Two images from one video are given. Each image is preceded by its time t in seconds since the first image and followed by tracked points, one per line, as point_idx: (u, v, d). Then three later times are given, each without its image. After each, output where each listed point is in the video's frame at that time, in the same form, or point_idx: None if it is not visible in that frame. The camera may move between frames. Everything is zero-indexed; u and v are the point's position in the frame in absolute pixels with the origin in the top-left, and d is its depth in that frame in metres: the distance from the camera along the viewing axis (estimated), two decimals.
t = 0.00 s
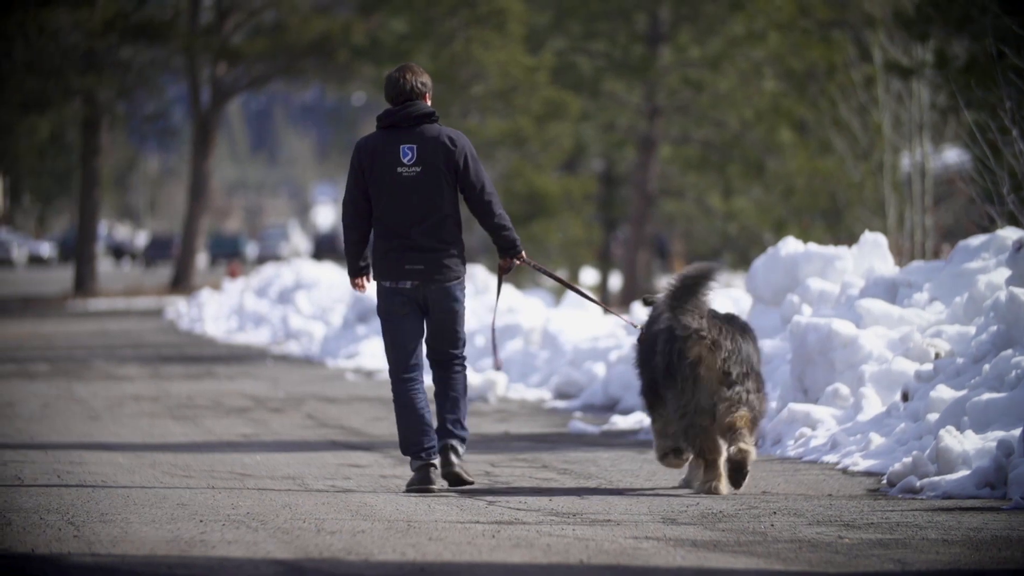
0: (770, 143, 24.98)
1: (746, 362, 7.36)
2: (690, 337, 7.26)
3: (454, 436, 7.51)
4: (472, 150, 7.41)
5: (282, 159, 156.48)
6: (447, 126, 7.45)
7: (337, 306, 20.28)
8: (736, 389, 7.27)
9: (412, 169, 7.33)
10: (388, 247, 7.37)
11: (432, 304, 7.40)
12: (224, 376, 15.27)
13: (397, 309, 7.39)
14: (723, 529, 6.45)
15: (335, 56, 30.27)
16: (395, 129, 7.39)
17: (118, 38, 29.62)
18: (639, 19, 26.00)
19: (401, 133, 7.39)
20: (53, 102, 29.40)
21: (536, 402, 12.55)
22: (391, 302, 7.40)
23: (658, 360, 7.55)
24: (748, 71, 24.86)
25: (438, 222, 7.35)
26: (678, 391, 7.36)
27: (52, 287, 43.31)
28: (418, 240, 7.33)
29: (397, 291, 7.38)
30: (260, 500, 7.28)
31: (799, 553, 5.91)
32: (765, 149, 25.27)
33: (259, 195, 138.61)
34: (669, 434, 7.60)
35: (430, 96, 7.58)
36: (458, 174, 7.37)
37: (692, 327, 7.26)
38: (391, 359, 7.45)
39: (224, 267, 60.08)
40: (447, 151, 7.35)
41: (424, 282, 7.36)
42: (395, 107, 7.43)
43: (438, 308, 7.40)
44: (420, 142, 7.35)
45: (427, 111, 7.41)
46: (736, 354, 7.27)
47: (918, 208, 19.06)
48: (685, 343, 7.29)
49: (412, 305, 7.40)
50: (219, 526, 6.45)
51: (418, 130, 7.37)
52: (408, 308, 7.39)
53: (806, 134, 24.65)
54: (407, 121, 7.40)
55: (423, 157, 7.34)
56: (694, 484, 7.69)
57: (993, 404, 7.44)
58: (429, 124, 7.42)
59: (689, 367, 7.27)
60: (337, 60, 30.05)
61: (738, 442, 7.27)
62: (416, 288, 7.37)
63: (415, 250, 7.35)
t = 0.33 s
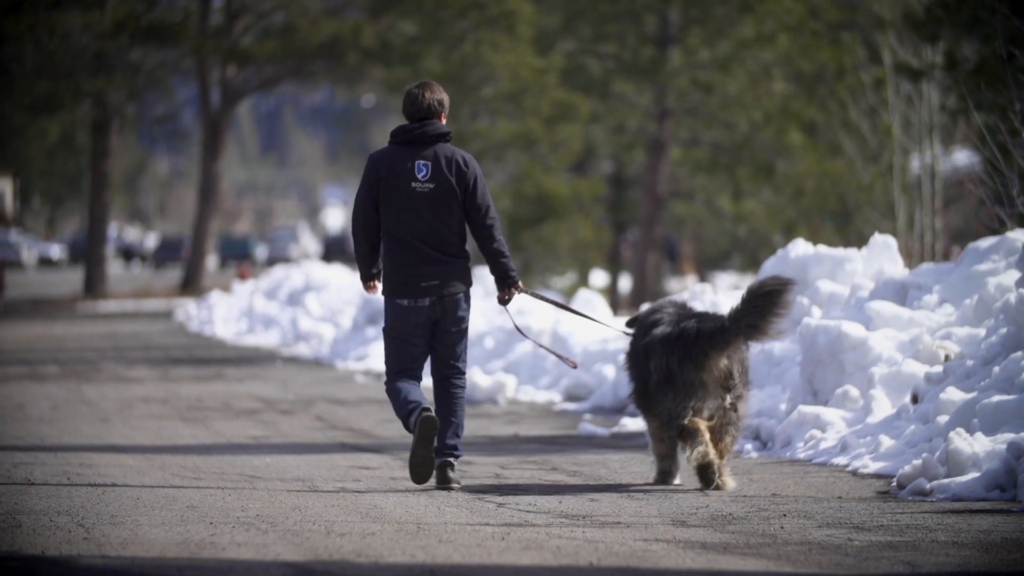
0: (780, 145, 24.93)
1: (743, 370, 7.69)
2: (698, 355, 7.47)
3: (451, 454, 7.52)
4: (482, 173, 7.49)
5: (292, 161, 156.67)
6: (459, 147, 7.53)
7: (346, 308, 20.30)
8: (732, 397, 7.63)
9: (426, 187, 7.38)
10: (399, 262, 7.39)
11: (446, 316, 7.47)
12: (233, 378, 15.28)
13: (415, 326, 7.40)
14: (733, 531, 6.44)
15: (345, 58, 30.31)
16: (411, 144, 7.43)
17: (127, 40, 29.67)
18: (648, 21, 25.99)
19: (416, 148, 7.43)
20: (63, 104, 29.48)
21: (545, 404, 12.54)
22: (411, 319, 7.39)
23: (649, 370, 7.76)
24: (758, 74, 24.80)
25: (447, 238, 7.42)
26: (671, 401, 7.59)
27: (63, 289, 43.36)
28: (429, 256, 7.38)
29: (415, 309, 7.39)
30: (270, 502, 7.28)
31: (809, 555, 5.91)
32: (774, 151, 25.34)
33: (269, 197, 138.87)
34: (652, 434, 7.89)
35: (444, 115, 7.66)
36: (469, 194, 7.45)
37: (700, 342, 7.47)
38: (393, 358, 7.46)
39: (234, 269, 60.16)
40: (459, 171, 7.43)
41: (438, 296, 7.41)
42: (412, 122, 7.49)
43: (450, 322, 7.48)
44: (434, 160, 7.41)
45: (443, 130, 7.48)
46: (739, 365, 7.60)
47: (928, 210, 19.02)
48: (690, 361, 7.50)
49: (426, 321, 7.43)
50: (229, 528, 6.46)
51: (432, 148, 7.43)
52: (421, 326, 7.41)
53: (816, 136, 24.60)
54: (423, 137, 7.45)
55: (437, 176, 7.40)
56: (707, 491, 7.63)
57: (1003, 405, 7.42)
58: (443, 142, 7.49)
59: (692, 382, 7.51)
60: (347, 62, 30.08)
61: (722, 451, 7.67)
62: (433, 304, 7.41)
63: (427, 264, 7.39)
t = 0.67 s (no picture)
0: (789, 146, 24.92)
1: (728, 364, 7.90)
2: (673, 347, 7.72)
3: (459, 438, 7.63)
4: (476, 176, 7.76)
5: (302, 163, 156.80)
6: (451, 154, 7.81)
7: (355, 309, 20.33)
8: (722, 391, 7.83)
9: (421, 195, 7.66)
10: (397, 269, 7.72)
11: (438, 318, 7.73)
12: (243, 379, 15.33)
13: (403, 330, 7.76)
14: (742, 533, 6.44)
15: (355, 59, 30.38)
16: (403, 155, 7.72)
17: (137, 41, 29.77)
18: (658, 23, 26.03)
19: (409, 158, 7.71)
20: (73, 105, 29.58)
21: (555, 405, 12.56)
22: (400, 324, 7.76)
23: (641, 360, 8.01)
24: (768, 76, 24.77)
25: (444, 244, 7.69)
26: (659, 390, 7.83)
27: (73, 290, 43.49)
28: (425, 261, 7.67)
29: (405, 314, 7.75)
30: (279, 504, 7.30)
31: (818, 556, 5.92)
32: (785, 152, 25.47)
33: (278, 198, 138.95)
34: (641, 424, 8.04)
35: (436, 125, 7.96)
36: (464, 198, 7.72)
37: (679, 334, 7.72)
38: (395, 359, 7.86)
39: (244, 270, 60.40)
40: (453, 175, 7.70)
41: (427, 301, 7.70)
42: (404, 133, 7.78)
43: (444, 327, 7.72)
44: (427, 168, 7.69)
45: (434, 139, 7.77)
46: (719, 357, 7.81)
47: (937, 211, 18.99)
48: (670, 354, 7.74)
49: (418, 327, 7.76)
50: (238, 529, 6.47)
51: (424, 156, 7.71)
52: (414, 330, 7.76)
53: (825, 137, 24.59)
54: (416, 147, 7.74)
55: (431, 183, 7.68)
56: (717, 494, 7.63)
57: (1013, 407, 7.41)
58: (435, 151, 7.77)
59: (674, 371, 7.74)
60: (357, 64, 30.16)
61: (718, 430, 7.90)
62: (422, 309, 7.72)
63: (422, 271, 7.68)
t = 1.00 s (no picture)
0: (802, 146, 24.87)
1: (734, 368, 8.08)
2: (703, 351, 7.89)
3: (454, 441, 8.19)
4: (474, 166, 8.00)
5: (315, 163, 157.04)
6: (450, 143, 8.05)
7: (369, 309, 20.38)
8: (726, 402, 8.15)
9: (421, 184, 7.92)
10: (398, 256, 7.94)
11: (438, 310, 7.96)
12: (257, 380, 15.37)
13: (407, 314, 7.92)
14: (756, 533, 6.46)
15: (369, 60, 30.42)
16: (404, 145, 7.97)
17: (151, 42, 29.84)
18: (671, 23, 26.02)
19: (410, 148, 7.97)
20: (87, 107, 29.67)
21: (569, 405, 12.58)
22: (405, 307, 7.91)
23: (649, 358, 8.18)
24: (782, 76, 24.65)
25: (445, 232, 7.94)
26: (667, 391, 8.02)
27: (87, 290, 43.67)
28: (426, 248, 7.91)
29: (409, 298, 7.91)
30: (293, 504, 7.34)
31: (832, 557, 5.93)
32: (797, 152, 25.12)
33: (292, 199, 139.24)
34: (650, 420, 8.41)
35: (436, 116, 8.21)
36: (463, 188, 7.96)
37: (709, 340, 7.87)
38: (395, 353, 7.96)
39: (258, 271, 60.53)
40: (452, 165, 7.94)
41: (431, 289, 7.90)
42: (405, 123, 8.04)
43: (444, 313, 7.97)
44: (427, 158, 7.94)
45: (433, 129, 8.03)
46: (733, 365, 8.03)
47: (952, 212, 18.92)
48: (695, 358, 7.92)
49: (421, 310, 7.94)
50: (253, 530, 6.51)
51: (424, 146, 7.96)
52: (417, 313, 7.93)
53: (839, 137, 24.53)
54: (417, 136, 8.00)
55: (431, 172, 7.93)
56: (730, 494, 7.66)
57: None
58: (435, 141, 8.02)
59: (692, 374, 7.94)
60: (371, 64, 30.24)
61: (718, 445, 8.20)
62: (427, 294, 7.91)
63: (424, 259, 7.91)
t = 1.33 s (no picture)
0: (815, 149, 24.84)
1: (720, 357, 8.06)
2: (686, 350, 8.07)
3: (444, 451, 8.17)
4: (475, 180, 8.17)
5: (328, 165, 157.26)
6: (454, 157, 8.22)
7: (382, 310, 20.42)
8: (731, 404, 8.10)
9: (423, 194, 8.08)
10: (399, 263, 8.11)
11: (442, 318, 8.13)
12: (270, 382, 15.40)
13: (416, 323, 8.10)
14: (769, 535, 6.46)
15: (382, 61, 30.50)
16: (410, 154, 8.15)
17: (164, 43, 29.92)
18: (685, 25, 26.03)
19: (415, 158, 8.15)
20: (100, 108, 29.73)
21: (582, 407, 12.59)
22: (411, 319, 8.09)
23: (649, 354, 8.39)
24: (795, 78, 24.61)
25: (445, 243, 8.12)
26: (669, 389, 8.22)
27: (101, 292, 43.80)
28: (426, 257, 8.09)
29: (416, 309, 8.09)
30: (307, 506, 7.36)
31: (845, 559, 5.93)
32: (810, 155, 24.88)
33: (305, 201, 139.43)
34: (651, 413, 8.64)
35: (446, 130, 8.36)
36: (463, 200, 8.13)
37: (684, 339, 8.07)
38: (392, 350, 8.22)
39: (271, 273, 60.62)
40: (453, 178, 8.11)
41: (433, 298, 8.10)
42: (413, 133, 8.23)
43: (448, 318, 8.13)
44: (429, 169, 8.11)
45: (439, 141, 8.20)
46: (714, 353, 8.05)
47: (965, 214, 18.85)
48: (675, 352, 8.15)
49: (425, 321, 8.12)
50: (266, 531, 6.53)
51: (428, 157, 8.13)
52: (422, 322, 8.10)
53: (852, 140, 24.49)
54: (424, 147, 8.17)
55: (433, 183, 8.10)
56: (743, 496, 7.66)
57: None
58: (440, 153, 8.20)
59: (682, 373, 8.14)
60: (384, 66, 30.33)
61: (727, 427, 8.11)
62: (431, 305, 8.10)
63: (423, 268, 8.09)
